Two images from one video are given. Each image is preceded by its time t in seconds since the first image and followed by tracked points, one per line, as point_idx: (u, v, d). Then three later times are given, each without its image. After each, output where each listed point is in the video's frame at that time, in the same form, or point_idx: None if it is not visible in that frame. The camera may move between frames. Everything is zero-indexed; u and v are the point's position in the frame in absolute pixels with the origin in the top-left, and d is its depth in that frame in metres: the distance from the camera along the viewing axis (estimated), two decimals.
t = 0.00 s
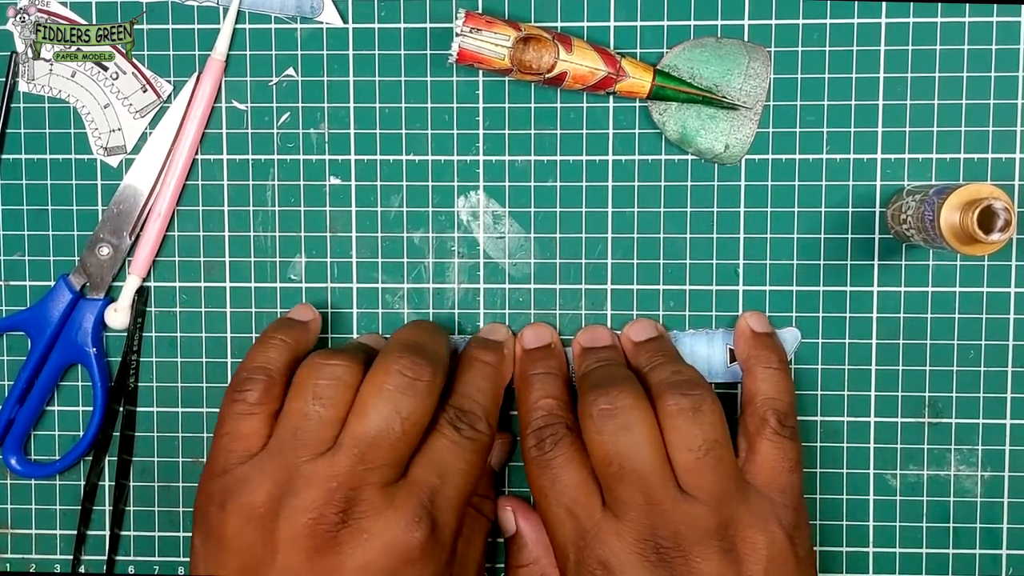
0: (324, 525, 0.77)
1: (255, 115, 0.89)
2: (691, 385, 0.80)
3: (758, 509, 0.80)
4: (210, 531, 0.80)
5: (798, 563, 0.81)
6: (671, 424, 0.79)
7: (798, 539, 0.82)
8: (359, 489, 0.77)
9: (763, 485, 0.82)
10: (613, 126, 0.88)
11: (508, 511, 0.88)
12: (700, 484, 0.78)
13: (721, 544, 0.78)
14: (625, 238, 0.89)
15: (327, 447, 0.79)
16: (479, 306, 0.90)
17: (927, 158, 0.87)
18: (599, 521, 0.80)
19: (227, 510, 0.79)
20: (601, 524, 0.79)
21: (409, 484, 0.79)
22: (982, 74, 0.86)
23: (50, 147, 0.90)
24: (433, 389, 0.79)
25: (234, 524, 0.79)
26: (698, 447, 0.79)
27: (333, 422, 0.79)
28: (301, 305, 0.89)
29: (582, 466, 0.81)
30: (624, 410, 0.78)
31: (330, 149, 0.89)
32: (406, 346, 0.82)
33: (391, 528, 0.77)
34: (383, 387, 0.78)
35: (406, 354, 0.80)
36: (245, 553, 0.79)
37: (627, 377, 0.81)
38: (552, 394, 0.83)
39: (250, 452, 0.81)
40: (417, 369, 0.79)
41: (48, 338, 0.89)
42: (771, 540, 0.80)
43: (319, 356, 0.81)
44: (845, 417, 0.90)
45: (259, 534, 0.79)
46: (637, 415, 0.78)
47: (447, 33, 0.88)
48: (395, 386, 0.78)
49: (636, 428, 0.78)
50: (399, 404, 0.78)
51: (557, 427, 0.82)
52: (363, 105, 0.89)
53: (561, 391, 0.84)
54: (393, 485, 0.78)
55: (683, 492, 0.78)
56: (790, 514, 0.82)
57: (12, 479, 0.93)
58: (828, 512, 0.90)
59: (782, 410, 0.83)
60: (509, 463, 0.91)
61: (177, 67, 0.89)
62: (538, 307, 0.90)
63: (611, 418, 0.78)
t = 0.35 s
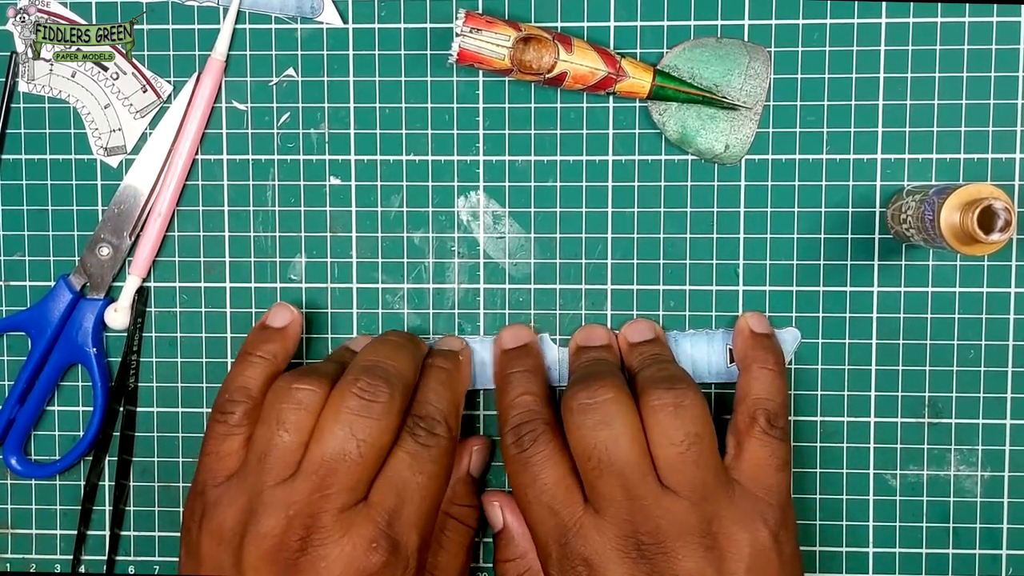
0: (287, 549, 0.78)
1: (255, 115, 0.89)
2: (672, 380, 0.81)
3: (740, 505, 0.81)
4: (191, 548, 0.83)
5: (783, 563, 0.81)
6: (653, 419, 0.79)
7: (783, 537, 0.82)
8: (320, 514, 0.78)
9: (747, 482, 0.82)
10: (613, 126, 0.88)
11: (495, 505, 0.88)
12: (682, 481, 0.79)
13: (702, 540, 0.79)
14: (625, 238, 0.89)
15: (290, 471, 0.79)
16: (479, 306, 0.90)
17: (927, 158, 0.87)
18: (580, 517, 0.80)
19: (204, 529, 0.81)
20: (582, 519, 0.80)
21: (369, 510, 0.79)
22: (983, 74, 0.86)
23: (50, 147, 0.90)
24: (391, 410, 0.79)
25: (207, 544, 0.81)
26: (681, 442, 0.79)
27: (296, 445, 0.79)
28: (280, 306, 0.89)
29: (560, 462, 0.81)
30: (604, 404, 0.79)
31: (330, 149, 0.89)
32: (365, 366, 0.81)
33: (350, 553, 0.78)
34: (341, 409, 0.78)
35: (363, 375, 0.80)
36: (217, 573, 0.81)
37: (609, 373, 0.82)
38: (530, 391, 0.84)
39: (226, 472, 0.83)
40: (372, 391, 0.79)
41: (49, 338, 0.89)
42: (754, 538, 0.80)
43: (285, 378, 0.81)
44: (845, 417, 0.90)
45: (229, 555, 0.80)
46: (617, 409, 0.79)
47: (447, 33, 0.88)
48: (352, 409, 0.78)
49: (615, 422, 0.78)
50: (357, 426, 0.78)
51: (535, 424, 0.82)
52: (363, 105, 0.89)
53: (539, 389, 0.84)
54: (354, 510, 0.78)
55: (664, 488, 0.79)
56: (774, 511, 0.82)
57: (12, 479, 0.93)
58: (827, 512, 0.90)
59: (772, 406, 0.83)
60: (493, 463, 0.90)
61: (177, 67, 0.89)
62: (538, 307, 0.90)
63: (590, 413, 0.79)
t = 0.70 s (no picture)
0: (286, 541, 0.78)
1: (255, 115, 0.89)
2: (673, 375, 0.81)
3: (738, 500, 0.81)
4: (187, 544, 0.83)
5: (781, 560, 0.81)
6: (654, 414, 0.79)
7: (782, 534, 0.82)
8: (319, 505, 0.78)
9: (746, 477, 0.82)
10: (613, 126, 0.88)
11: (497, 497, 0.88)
12: (681, 476, 0.79)
13: (699, 535, 0.79)
14: (625, 238, 0.89)
15: (290, 464, 0.79)
16: (479, 306, 0.90)
17: (927, 158, 0.87)
18: (576, 511, 0.80)
19: (203, 523, 0.81)
20: (578, 513, 0.80)
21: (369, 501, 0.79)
22: (983, 74, 0.86)
23: (50, 147, 0.90)
24: (388, 401, 0.79)
25: (207, 538, 0.81)
26: (682, 438, 0.79)
27: (293, 438, 0.80)
28: (289, 311, 0.89)
29: (554, 459, 0.81)
30: (606, 397, 0.79)
31: (330, 149, 0.89)
32: (363, 359, 0.81)
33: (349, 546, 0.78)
34: (340, 401, 0.78)
35: (361, 367, 0.80)
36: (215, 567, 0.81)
37: (612, 367, 0.82)
38: (523, 389, 0.84)
39: (225, 465, 0.83)
40: (370, 383, 0.79)
41: (49, 338, 0.89)
42: (751, 534, 0.80)
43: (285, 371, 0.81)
44: (845, 417, 0.90)
45: (228, 548, 0.80)
46: (619, 402, 0.79)
47: (447, 33, 0.88)
48: (351, 401, 0.78)
49: (616, 415, 0.78)
50: (355, 417, 0.78)
51: (529, 421, 0.81)
52: (363, 105, 0.89)
53: (533, 387, 0.84)
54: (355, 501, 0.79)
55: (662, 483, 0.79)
56: (773, 508, 0.82)
57: (11, 479, 0.93)
58: (827, 512, 0.90)
59: (773, 403, 0.83)
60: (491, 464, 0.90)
61: (177, 67, 0.89)
62: (538, 307, 0.90)
63: (592, 406, 0.79)
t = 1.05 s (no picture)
0: (248, 550, 0.77)
1: (255, 115, 0.89)
2: (673, 373, 0.81)
3: (736, 500, 0.81)
4: (154, 552, 0.82)
5: (778, 560, 0.81)
6: (653, 411, 0.79)
7: (780, 534, 0.81)
8: (281, 513, 0.77)
9: (744, 476, 0.82)
10: (613, 126, 0.88)
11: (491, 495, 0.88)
12: (679, 473, 0.79)
13: (697, 533, 0.79)
14: (625, 238, 0.89)
15: (251, 471, 0.79)
16: (479, 306, 0.90)
17: (927, 158, 0.87)
18: (573, 508, 0.80)
19: (164, 534, 0.80)
20: (575, 510, 0.80)
21: (335, 508, 0.79)
22: (983, 74, 0.86)
23: (50, 147, 0.90)
24: (354, 410, 0.79)
25: (170, 547, 0.80)
26: (680, 435, 0.79)
27: (255, 446, 0.79)
28: (238, 318, 0.90)
29: (551, 455, 0.81)
30: (605, 393, 0.79)
31: (330, 149, 0.89)
32: (331, 365, 0.81)
33: (315, 553, 0.77)
34: (306, 409, 0.78)
35: (328, 374, 0.80)
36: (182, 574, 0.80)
37: (611, 364, 0.82)
38: (522, 386, 0.84)
39: (186, 472, 0.82)
40: (337, 391, 0.79)
41: (48, 337, 0.89)
42: (749, 533, 0.80)
43: (240, 377, 0.80)
44: (845, 417, 0.90)
45: (191, 558, 0.80)
46: (618, 398, 0.79)
47: (447, 33, 0.88)
48: (318, 409, 0.78)
49: (614, 411, 0.78)
50: (321, 425, 0.78)
51: (527, 418, 0.82)
52: (363, 105, 0.89)
53: (531, 385, 0.84)
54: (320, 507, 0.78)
55: (660, 480, 0.79)
56: (771, 508, 0.81)
57: (11, 479, 0.93)
58: (827, 512, 0.90)
59: (772, 403, 0.83)
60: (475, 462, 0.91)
61: (177, 67, 0.89)
62: (538, 306, 0.90)
63: (590, 402, 0.79)
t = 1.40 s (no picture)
0: (242, 536, 0.78)
1: (255, 115, 0.89)
2: (672, 375, 0.81)
3: (732, 501, 0.81)
4: (147, 545, 0.83)
5: (774, 560, 0.81)
6: (651, 414, 0.79)
7: (775, 535, 0.82)
8: (273, 499, 0.78)
9: (741, 478, 0.82)
10: (613, 126, 0.88)
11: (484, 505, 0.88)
12: (675, 475, 0.79)
13: (692, 534, 0.79)
14: (625, 238, 0.89)
15: (242, 461, 0.79)
16: (479, 306, 0.90)
17: (927, 158, 0.87)
18: (569, 511, 0.80)
19: (159, 528, 0.81)
20: (571, 513, 0.80)
21: (328, 494, 0.79)
22: (983, 74, 0.86)
23: (50, 147, 0.90)
24: (348, 398, 0.80)
25: (164, 536, 0.81)
26: (678, 439, 0.79)
27: (245, 435, 0.79)
28: (206, 315, 0.89)
29: (548, 458, 0.81)
30: (600, 397, 0.79)
31: (330, 149, 0.89)
32: (324, 354, 0.82)
33: (308, 540, 0.78)
34: (298, 398, 0.79)
35: (321, 362, 0.80)
36: (177, 565, 0.81)
37: (609, 367, 0.82)
38: (518, 389, 0.84)
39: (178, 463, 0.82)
40: (329, 379, 0.80)
41: (49, 338, 0.89)
42: (744, 534, 0.80)
43: (228, 369, 0.80)
44: (845, 417, 0.90)
45: (185, 547, 0.80)
46: (614, 403, 0.79)
47: (447, 33, 0.88)
48: (311, 398, 0.79)
49: (610, 416, 0.78)
50: (314, 413, 0.78)
51: (522, 420, 0.82)
52: (363, 105, 0.89)
53: (526, 385, 0.84)
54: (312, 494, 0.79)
55: (657, 483, 0.79)
56: (767, 508, 0.82)
57: (12, 480, 0.93)
58: (827, 513, 0.90)
59: (773, 404, 0.83)
60: (472, 460, 0.91)
61: (178, 67, 0.89)
62: (539, 307, 0.90)
63: (586, 407, 0.79)
